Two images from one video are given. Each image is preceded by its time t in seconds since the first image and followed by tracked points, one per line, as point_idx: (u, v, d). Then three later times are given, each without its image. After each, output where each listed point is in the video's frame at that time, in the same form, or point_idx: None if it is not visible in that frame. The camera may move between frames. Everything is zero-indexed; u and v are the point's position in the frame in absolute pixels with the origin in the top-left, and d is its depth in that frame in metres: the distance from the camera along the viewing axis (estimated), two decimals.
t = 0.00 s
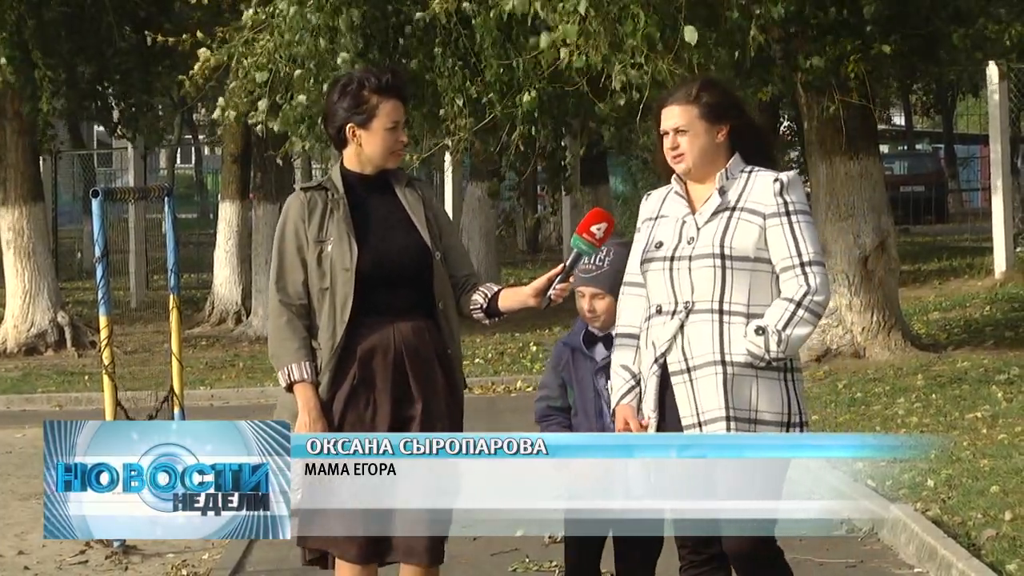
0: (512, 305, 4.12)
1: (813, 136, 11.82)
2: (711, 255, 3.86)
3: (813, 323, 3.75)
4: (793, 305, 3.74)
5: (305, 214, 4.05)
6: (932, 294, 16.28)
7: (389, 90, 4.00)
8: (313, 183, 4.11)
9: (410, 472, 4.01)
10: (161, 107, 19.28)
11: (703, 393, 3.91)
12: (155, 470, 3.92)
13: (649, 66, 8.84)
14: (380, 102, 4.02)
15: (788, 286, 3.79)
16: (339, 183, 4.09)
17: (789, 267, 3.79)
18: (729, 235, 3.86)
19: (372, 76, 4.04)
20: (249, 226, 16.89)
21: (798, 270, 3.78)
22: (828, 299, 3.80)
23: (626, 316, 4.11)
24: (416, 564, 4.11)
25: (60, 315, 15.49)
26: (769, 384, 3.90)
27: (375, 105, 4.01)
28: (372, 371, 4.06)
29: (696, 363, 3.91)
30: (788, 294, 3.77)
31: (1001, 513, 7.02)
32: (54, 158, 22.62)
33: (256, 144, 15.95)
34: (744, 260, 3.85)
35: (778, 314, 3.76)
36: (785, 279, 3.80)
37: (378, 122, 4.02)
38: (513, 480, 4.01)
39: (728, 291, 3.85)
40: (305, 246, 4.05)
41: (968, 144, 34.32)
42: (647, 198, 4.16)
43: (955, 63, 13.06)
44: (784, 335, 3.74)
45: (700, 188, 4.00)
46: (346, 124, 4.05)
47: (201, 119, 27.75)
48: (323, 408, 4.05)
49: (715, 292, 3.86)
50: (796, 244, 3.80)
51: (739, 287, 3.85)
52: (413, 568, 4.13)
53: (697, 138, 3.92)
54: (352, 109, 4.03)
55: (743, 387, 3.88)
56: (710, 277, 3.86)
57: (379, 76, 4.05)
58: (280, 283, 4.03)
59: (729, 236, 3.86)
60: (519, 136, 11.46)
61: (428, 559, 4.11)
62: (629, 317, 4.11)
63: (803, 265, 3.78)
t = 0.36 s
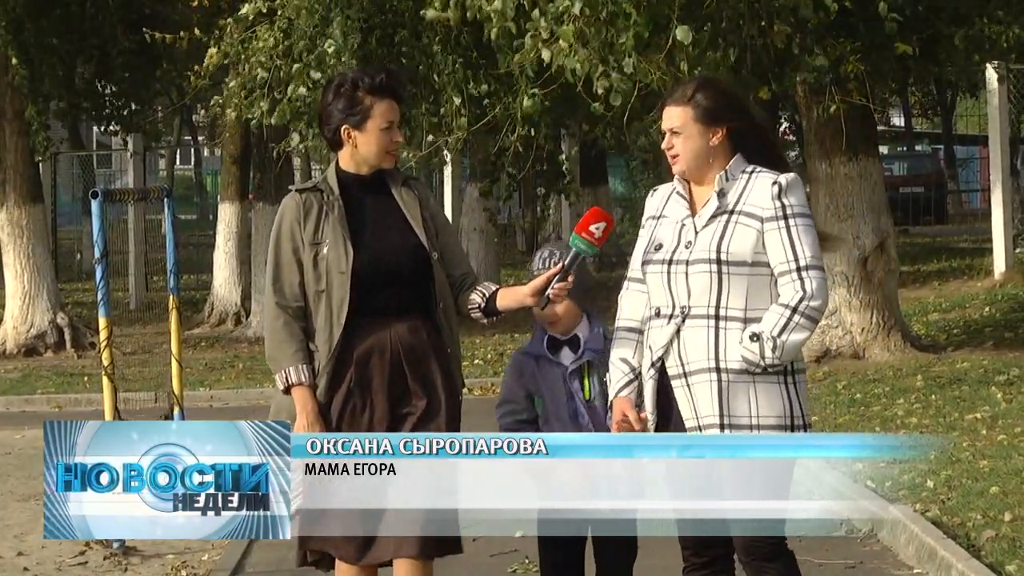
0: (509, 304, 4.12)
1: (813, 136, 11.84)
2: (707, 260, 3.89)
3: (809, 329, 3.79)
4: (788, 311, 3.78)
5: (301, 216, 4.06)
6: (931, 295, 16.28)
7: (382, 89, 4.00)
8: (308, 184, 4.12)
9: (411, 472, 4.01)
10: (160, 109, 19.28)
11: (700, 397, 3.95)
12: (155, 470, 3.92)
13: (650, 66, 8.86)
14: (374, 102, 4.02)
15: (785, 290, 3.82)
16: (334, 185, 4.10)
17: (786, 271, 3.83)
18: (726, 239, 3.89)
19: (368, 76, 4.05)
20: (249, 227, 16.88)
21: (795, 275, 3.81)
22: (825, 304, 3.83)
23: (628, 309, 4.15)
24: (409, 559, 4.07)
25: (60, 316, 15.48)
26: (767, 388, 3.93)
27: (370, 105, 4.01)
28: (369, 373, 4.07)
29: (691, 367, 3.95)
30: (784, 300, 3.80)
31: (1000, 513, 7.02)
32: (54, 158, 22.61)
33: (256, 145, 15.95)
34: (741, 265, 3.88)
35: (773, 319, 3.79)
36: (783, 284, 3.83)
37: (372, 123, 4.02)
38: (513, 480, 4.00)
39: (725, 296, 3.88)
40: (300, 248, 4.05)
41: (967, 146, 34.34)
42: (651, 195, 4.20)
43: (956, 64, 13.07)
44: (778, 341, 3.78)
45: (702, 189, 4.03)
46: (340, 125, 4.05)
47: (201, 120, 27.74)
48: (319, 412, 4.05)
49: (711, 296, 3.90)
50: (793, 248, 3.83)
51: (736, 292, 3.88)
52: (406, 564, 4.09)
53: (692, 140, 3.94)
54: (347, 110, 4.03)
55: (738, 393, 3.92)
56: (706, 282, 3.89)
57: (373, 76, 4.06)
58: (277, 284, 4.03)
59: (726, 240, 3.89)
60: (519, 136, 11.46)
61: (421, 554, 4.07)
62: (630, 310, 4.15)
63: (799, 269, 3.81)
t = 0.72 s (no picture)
0: (515, 305, 4.11)
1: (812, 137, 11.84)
2: (726, 266, 3.83)
3: (826, 341, 3.71)
4: (805, 323, 3.70)
5: (303, 218, 4.07)
6: (930, 295, 16.28)
7: (384, 91, 3.99)
8: (311, 186, 4.12)
9: (411, 472, 4.02)
10: (159, 108, 19.26)
11: (713, 404, 3.93)
12: (155, 470, 3.92)
13: (650, 66, 8.86)
14: (376, 103, 4.01)
15: (804, 300, 3.75)
16: (337, 187, 4.09)
17: (805, 282, 3.75)
18: (746, 246, 3.82)
19: (369, 77, 4.04)
20: (247, 228, 16.86)
21: (814, 286, 3.73)
22: (845, 316, 3.75)
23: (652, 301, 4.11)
24: (404, 564, 4.13)
25: (58, 317, 15.47)
26: (781, 399, 3.87)
27: (371, 106, 4.01)
28: (372, 377, 4.08)
29: (706, 374, 3.93)
30: (801, 311, 3.73)
31: (999, 514, 7.02)
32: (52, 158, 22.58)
33: (255, 145, 15.93)
34: (761, 272, 3.81)
35: (789, 331, 3.73)
36: (801, 293, 3.76)
37: (374, 124, 4.01)
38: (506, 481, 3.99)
39: (743, 303, 3.83)
40: (303, 250, 4.06)
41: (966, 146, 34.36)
42: (683, 186, 4.13)
43: (955, 64, 13.07)
44: (793, 354, 3.72)
45: (728, 189, 3.96)
46: (343, 127, 4.05)
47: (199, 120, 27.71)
48: (323, 414, 4.07)
49: (729, 303, 3.84)
50: (813, 258, 3.74)
51: (754, 299, 3.82)
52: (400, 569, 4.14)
53: (718, 141, 3.87)
54: (349, 111, 4.03)
55: (754, 403, 3.89)
56: (724, 289, 3.84)
57: (374, 77, 4.05)
58: (280, 287, 4.05)
59: (745, 247, 3.82)
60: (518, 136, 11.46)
61: (416, 562, 4.13)
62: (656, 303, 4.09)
63: (818, 280, 3.73)
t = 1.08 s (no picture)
0: (524, 308, 4.11)
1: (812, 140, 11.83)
2: (750, 268, 3.82)
3: (848, 349, 3.67)
4: (826, 330, 3.67)
5: (311, 218, 4.06)
6: (930, 299, 16.28)
7: (393, 90, 3.98)
8: (319, 187, 4.11)
9: (411, 472, 4.01)
10: (159, 112, 19.26)
11: (731, 406, 3.92)
12: (155, 470, 3.92)
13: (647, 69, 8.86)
14: (386, 102, 4.00)
15: (827, 307, 3.71)
16: (346, 188, 4.08)
17: (829, 288, 3.71)
18: (772, 249, 3.79)
19: (379, 77, 4.03)
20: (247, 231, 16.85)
21: (837, 293, 3.69)
22: (868, 325, 3.70)
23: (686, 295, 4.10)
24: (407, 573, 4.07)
25: (58, 320, 15.47)
26: (800, 406, 3.84)
27: (381, 106, 3.99)
28: (379, 379, 4.06)
29: (726, 376, 3.91)
30: (823, 318, 3.69)
31: (999, 517, 7.02)
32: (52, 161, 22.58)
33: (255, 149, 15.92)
34: (784, 277, 3.77)
35: (810, 338, 3.69)
36: (825, 300, 3.72)
37: (383, 123, 4.00)
38: (507, 480, 4.01)
39: (765, 307, 3.80)
40: (311, 250, 4.05)
41: (965, 149, 34.37)
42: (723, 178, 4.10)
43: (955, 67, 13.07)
44: (812, 361, 3.69)
45: (763, 185, 3.92)
46: (352, 127, 4.04)
47: (199, 123, 27.71)
48: (333, 415, 4.05)
49: (752, 306, 3.83)
50: (838, 265, 3.69)
51: (777, 304, 3.79)
52: None
53: (747, 140, 3.84)
54: (358, 110, 4.01)
55: (771, 408, 3.86)
56: (747, 291, 3.83)
57: (384, 77, 4.04)
58: (288, 287, 4.03)
59: (770, 250, 3.80)
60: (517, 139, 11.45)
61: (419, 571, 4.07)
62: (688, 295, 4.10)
63: (842, 288, 3.69)
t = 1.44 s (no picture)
0: (532, 311, 4.10)
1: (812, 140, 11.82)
2: (773, 265, 3.81)
3: (869, 349, 3.65)
4: (847, 329, 3.66)
5: (319, 218, 4.01)
6: (930, 299, 16.29)
7: (402, 88, 3.96)
8: (327, 186, 4.08)
9: (411, 473, 3.99)
10: (159, 112, 19.26)
11: (747, 404, 3.91)
12: (155, 470, 3.93)
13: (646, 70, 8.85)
14: (394, 100, 3.98)
15: (849, 307, 3.70)
16: (354, 187, 4.05)
17: (852, 287, 3.70)
18: (795, 246, 3.80)
19: (387, 75, 4.01)
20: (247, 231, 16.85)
21: (860, 292, 3.68)
22: (891, 325, 3.69)
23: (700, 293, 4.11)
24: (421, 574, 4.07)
25: (58, 320, 15.47)
26: (819, 405, 3.84)
27: (388, 104, 3.97)
28: (385, 382, 4.01)
29: (743, 372, 3.91)
30: (844, 317, 3.68)
31: (999, 517, 7.03)
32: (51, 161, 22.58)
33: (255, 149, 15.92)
34: (806, 275, 3.78)
35: (831, 336, 3.68)
36: (847, 299, 3.71)
37: (392, 121, 3.97)
38: (510, 481, 4.01)
39: (786, 305, 3.80)
40: (318, 250, 4.01)
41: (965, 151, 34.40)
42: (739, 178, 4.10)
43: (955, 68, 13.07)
44: (833, 360, 3.67)
45: (783, 185, 3.92)
46: (360, 125, 4.01)
47: (199, 122, 27.71)
48: (336, 416, 3.99)
49: (772, 303, 3.82)
50: (862, 264, 3.69)
51: (797, 302, 3.79)
52: None
53: (766, 139, 3.84)
54: (366, 110, 3.99)
55: (790, 407, 3.85)
56: (768, 288, 3.83)
57: (391, 75, 4.01)
58: (294, 287, 3.99)
59: (793, 248, 3.80)
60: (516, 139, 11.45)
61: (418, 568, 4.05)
62: (700, 292, 4.11)
63: (865, 287, 3.68)
